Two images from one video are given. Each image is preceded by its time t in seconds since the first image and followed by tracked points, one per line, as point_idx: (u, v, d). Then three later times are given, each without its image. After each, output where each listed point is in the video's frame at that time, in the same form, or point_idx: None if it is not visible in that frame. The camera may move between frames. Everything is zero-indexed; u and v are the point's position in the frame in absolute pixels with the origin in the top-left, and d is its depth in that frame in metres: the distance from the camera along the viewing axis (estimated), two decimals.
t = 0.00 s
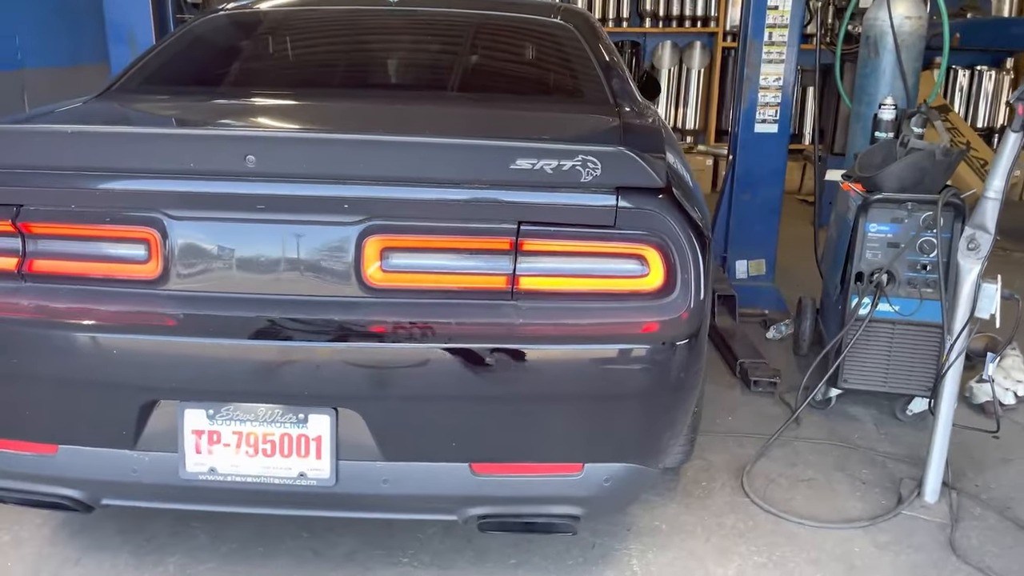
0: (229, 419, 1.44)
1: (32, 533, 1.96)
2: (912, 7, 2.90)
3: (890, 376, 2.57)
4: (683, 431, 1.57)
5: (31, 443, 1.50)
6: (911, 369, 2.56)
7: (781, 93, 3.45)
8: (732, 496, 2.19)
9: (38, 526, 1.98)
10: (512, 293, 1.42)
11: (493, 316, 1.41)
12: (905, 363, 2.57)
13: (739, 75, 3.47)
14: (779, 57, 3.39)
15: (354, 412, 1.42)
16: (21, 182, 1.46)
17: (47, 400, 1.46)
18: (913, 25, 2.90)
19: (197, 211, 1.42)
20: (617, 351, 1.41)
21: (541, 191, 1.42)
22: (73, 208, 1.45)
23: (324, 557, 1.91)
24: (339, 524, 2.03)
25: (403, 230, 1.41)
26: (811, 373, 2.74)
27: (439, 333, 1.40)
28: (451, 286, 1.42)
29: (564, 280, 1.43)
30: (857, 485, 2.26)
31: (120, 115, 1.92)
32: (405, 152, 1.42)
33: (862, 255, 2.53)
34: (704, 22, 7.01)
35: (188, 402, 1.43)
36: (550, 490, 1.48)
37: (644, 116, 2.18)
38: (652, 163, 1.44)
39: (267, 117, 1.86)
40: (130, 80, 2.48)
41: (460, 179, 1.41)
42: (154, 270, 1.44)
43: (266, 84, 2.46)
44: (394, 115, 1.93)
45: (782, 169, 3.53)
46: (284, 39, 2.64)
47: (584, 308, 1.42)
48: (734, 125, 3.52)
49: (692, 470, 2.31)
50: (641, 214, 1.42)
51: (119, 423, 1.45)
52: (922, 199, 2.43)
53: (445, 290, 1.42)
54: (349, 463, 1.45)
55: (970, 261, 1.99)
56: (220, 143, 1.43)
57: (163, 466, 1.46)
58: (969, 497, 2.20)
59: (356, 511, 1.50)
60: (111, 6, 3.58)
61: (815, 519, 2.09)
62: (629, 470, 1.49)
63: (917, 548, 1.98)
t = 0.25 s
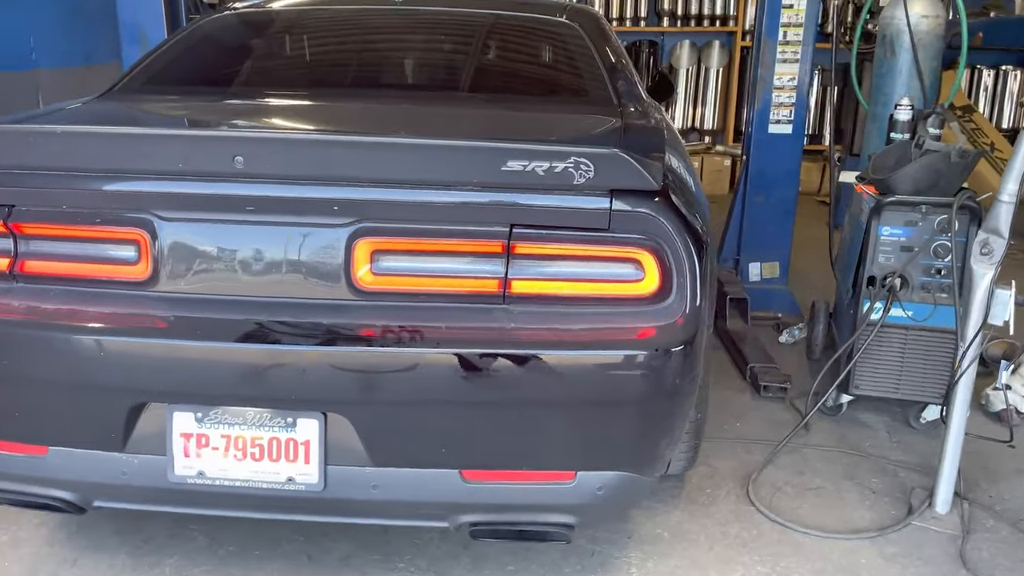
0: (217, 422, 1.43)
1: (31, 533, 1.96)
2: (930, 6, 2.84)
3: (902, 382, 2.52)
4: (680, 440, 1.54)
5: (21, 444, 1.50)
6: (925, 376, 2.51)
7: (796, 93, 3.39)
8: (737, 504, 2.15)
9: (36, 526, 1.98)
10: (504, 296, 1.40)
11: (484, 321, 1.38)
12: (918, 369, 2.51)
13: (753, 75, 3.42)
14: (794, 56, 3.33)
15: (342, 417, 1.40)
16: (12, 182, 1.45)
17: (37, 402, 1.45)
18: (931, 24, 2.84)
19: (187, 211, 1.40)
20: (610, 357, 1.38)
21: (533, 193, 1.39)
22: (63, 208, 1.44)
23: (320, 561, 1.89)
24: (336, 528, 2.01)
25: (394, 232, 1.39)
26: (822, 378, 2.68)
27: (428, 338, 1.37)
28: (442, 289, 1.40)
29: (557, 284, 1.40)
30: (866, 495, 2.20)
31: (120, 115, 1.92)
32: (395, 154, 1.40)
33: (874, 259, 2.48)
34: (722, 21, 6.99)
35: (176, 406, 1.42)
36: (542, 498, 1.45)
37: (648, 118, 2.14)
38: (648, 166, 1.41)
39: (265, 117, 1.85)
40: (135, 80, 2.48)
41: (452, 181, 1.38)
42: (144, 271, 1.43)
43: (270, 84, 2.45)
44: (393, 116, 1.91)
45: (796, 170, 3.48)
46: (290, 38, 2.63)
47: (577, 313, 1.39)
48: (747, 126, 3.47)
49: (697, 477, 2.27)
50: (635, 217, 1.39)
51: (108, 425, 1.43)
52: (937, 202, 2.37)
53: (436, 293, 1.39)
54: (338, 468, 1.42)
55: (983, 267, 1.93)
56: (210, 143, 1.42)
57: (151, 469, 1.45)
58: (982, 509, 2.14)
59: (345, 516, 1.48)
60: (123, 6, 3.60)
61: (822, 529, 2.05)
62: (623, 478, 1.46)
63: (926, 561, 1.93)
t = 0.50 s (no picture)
0: (204, 424, 1.42)
1: (30, 530, 1.97)
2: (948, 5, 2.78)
3: (913, 390, 2.47)
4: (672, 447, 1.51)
5: (13, 443, 1.51)
6: (937, 384, 2.45)
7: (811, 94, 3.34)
8: (738, 512, 2.11)
9: (37, 522, 2.00)
10: (492, 301, 1.38)
11: (470, 325, 1.37)
12: (930, 376, 2.46)
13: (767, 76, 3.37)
14: (809, 56, 3.28)
15: (328, 420, 1.39)
16: (5, 182, 1.46)
17: (26, 401, 1.45)
18: (949, 24, 2.77)
19: (177, 212, 1.40)
20: (597, 365, 1.35)
21: (521, 196, 1.37)
22: (55, 208, 1.44)
23: (315, 562, 1.88)
24: (333, 530, 2.00)
25: (382, 235, 1.38)
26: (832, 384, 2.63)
27: (413, 342, 1.36)
28: (428, 293, 1.38)
29: (546, 289, 1.38)
30: (873, 505, 2.16)
31: (121, 115, 1.93)
32: (383, 156, 1.38)
33: (885, 264, 2.41)
34: (744, 20, 6.91)
35: (163, 407, 1.42)
36: (529, 505, 1.43)
37: (651, 120, 2.12)
38: (638, 170, 1.39)
39: (263, 118, 1.85)
40: (142, 79, 2.50)
41: (439, 184, 1.37)
42: (133, 272, 1.43)
43: (276, 83, 2.45)
44: (392, 118, 1.90)
45: (810, 173, 3.43)
46: (298, 38, 2.63)
47: (566, 319, 1.37)
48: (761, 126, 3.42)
49: (699, 483, 2.23)
50: (625, 222, 1.36)
51: (96, 426, 1.44)
52: (950, 205, 2.30)
53: (424, 298, 1.38)
54: (324, 472, 1.42)
55: (993, 273, 1.88)
56: (199, 145, 1.41)
57: (139, 469, 1.45)
58: (991, 522, 2.08)
59: (332, 520, 1.47)
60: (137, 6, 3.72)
61: (825, 539, 2.01)
62: (612, 486, 1.44)
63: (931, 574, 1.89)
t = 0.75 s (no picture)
0: (197, 418, 1.44)
1: (36, 519, 2.00)
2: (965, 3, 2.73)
3: (923, 393, 2.43)
4: (666, 447, 1.50)
5: (13, 433, 1.53)
6: (948, 387, 2.41)
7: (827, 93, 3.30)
8: (740, 514, 2.09)
9: (43, 512, 2.03)
10: (483, 299, 1.37)
11: (460, 323, 1.36)
12: (941, 379, 2.42)
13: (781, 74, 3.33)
14: (824, 54, 3.24)
15: (319, 416, 1.40)
16: (5, 176, 1.48)
17: (23, 393, 1.47)
18: (965, 22, 2.74)
19: (172, 207, 1.41)
20: (587, 364, 1.34)
21: (513, 194, 1.37)
22: (54, 202, 1.45)
23: (313, 557, 1.89)
24: (333, 525, 2.01)
25: (374, 231, 1.38)
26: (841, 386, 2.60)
27: (403, 339, 1.36)
28: (418, 290, 1.37)
29: (538, 287, 1.36)
30: (878, 509, 2.13)
31: (127, 111, 1.95)
32: (375, 154, 1.39)
33: (896, 265, 2.38)
34: (766, 17, 6.78)
35: (157, 401, 1.43)
36: (520, 504, 1.43)
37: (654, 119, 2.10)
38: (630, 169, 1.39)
39: (266, 115, 1.86)
40: (152, 75, 2.52)
41: (431, 182, 1.37)
42: (129, 266, 1.43)
43: (284, 79, 2.46)
44: (393, 115, 1.91)
45: (825, 172, 3.39)
46: (308, 35, 2.65)
47: (557, 317, 1.36)
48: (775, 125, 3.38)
49: (701, 484, 2.22)
50: (617, 220, 1.36)
51: (93, 418, 1.46)
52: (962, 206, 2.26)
53: (415, 295, 1.37)
54: (315, 467, 1.43)
55: (1001, 275, 1.85)
56: (194, 141, 1.42)
57: (134, 461, 1.47)
58: (998, 528, 2.05)
59: (324, 515, 1.48)
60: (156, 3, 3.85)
61: (827, 543, 1.98)
62: (603, 486, 1.43)
63: None
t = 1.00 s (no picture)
0: (197, 409, 1.45)
1: (45, 507, 2.03)
2: None
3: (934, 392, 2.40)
4: (663, 444, 1.50)
5: (18, 422, 1.56)
6: (959, 387, 2.38)
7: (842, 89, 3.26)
8: (744, 513, 2.08)
9: (52, 501, 2.06)
10: (479, 293, 1.37)
11: (456, 317, 1.36)
12: (952, 379, 2.39)
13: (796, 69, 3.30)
14: (840, 49, 3.20)
15: (315, 409, 1.41)
16: (12, 169, 1.50)
17: (27, 383, 1.50)
18: (981, 17, 2.70)
19: (173, 200, 1.42)
20: (582, 359, 1.34)
21: (509, 188, 1.36)
22: (59, 195, 1.47)
23: (315, 549, 1.91)
24: (336, 518, 2.02)
25: (372, 226, 1.38)
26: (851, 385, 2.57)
27: (398, 332, 1.36)
28: (415, 285, 1.38)
29: (535, 282, 1.37)
30: (885, 509, 2.11)
31: (136, 106, 1.97)
32: (373, 148, 1.39)
33: (907, 263, 2.35)
34: (786, 13, 6.72)
35: (158, 392, 1.45)
36: (515, 499, 1.43)
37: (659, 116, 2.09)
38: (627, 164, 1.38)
39: (271, 110, 1.87)
40: (164, 70, 2.54)
41: (428, 176, 1.37)
42: (131, 259, 1.46)
43: (293, 74, 2.47)
44: (398, 111, 1.91)
45: (840, 169, 3.35)
46: (318, 31, 2.66)
47: (553, 312, 1.36)
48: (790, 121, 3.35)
49: (706, 482, 2.21)
50: (613, 216, 1.35)
51: (95, 408, 1.48)
52: (975, 205, 2.24)
53: (412, 289, 1.38)
54: (312, 459, 1.44)
55: (1010, 274, 1.83)
56: (195, 134, 1.44)
57: (135, 451, 1.50)
58: (1007, 530, 2.02)
59: (321, 506, 1.49)
60: None
61: (831, 542, 1.97)
62: (598, 481, 1.43)
63: None
